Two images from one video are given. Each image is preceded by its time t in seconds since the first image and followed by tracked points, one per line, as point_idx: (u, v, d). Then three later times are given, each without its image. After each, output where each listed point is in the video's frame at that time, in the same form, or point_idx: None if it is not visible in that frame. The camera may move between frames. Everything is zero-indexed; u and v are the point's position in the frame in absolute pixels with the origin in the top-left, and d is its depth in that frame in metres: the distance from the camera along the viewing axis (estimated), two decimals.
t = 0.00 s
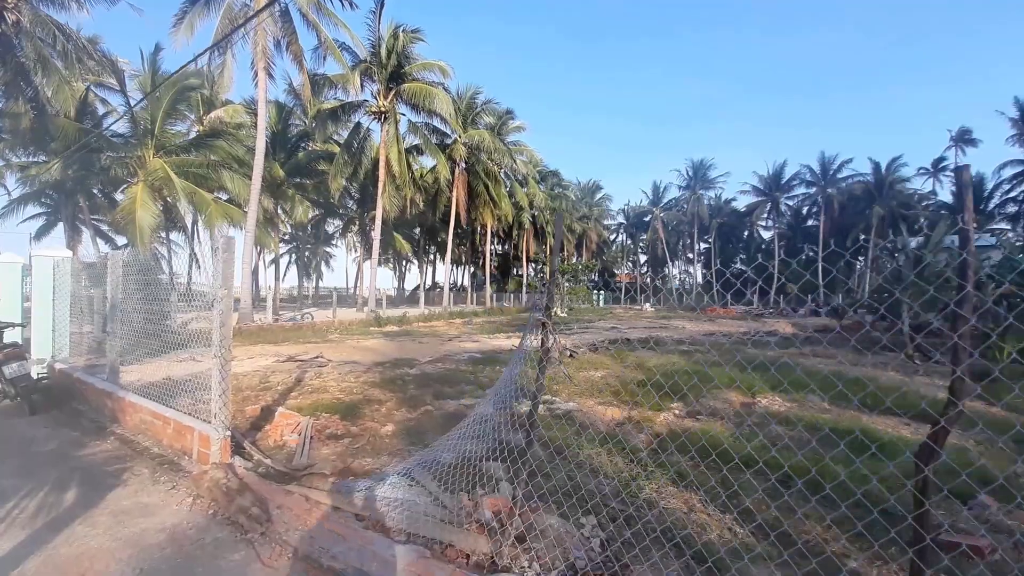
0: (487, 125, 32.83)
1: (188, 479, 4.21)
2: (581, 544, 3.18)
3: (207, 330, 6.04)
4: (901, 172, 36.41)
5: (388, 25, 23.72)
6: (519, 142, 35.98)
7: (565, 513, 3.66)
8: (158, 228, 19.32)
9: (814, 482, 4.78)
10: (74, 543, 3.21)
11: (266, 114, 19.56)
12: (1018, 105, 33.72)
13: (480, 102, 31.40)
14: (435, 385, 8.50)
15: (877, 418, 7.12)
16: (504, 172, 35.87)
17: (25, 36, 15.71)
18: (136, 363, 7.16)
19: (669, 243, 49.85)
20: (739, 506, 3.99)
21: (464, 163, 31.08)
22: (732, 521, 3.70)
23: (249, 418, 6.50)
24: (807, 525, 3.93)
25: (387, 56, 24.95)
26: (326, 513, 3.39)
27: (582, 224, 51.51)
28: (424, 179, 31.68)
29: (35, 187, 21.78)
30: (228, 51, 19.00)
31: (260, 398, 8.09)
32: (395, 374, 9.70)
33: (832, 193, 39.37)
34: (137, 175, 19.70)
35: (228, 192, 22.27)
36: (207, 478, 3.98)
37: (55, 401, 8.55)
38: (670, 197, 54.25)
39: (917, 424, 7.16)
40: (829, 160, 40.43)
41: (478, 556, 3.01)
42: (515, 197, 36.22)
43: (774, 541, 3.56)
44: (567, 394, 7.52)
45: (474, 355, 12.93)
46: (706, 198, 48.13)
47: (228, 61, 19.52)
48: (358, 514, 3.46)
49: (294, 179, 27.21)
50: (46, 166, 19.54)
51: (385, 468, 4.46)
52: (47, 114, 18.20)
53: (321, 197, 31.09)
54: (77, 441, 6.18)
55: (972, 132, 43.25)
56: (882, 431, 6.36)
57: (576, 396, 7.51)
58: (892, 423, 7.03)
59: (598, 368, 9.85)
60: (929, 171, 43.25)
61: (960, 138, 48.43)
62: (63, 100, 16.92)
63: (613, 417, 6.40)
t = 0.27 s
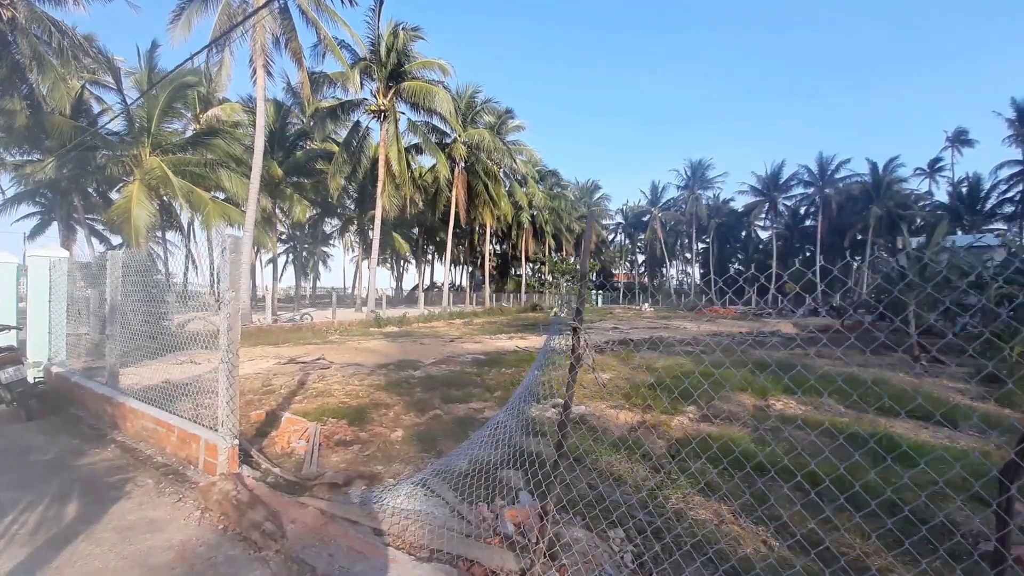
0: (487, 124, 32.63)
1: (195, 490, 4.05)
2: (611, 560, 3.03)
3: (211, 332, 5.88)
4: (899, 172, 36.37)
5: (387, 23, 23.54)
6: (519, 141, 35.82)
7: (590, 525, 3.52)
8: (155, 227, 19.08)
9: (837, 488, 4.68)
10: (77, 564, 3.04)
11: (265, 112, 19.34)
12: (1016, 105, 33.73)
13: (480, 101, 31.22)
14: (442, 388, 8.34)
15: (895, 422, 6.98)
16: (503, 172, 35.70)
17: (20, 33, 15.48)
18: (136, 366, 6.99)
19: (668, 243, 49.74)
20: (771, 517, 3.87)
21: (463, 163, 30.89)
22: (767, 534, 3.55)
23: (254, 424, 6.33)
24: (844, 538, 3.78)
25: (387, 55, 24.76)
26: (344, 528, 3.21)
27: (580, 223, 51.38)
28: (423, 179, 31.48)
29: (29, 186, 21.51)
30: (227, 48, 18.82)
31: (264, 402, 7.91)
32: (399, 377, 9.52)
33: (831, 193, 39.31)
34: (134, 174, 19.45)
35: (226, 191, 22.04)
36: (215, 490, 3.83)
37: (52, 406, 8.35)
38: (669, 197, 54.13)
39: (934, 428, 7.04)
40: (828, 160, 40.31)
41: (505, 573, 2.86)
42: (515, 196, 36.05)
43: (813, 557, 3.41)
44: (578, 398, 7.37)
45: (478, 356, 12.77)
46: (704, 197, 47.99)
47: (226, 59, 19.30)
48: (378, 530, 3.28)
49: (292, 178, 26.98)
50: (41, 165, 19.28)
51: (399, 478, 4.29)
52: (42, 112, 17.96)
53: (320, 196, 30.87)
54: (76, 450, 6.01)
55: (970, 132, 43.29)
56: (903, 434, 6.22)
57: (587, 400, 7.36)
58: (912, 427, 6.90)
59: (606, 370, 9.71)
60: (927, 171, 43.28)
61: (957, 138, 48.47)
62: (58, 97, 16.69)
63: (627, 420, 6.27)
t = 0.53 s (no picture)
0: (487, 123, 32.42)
1: (200, 501, 3.90)
2: None
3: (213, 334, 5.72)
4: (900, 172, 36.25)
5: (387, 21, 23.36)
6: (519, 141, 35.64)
7: (613, 536, 3.38)
8: (153, 227, 18.89)
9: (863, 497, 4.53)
10: None
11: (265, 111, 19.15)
12: (1016, 105, 33.64)
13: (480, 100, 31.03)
14: (448, 390, 8.18)
15: (913, 426, 6.84)
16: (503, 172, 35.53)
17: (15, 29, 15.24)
18: (136, 368, 6.83)
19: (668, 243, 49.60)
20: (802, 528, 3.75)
21: (463, 162, 30.71)
22: (801, 546, 3.42)
23: (259, 428, 6.17)
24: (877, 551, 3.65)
25: (387, 53, 24.57)
26: (358, 545, 3.06)
27: (580, 223, 51.18)
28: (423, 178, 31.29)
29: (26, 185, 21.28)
30: (226, 46, 18.65)
31: (266, 406, 7.75)
32: (403, 379, 9.36)
33: (831, 193, 39.17)
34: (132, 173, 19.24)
35: (224, 190, 21.84)
36: (221, 501, 3.68)
37: (50, 410, 8.19)
38: (669, 197, 53.96)
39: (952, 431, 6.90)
40: (828, 160, 40.09)
41: None
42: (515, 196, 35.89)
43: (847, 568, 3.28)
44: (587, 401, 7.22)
45: (481, 357, 12.60)
46: (704, 197, 47.78)
47: (225, 58, 19.10)
48: (394, 544, 3.12)
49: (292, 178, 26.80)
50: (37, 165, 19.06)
51: (411, 486, 4.13)
52: (39, 110, 17.74)
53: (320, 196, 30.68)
54: (74, 456, 5.85)
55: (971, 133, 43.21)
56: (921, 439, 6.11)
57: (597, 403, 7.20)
58: (930, 431, 6.76)
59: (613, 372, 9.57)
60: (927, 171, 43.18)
61: (956, 138, 48.40)
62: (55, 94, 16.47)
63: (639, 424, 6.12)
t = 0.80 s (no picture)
0: (489, 122, 32.19)
1: (200, 515, 3.71)
2: None
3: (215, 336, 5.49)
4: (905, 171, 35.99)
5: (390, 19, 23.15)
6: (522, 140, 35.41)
7: (644, 554, 3.18)
8: (155, 227, 18.71)
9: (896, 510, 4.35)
10: None
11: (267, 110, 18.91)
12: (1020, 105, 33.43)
13: (483, 98, 30.81)
14: (455, 392, 7.97)
15: (938, 430, 6.62)
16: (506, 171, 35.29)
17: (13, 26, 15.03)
18: (136, 372, 6.62)
19: (671, 242, 49.33)
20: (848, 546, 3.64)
21: (466, 161, 30.50)
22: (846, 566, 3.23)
23: (262, 434, 5.97)
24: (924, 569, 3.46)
25: (389, 51, 24.35)
26: (370, 564, 2.86)
27: (583, 223, 50.98)
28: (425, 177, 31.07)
29: (26, 185, 21.09)
30: (228, 44, 18.51)
31: (269, 409, 7.54)
32: (410, 381, 9.15)
33: (835, 192, 38.96)
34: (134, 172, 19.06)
35: (226, 189, 21.63)
36: (223, 515, 3.48)
37: (47, 413, 8.00)
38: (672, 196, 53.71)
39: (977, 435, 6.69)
40: (831, 159, 39.75)
41: None
42: (518, 195, 35.68)
43: None
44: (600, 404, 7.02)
45: (487, 358, 12.39)
46: (707, 197, 47.47)
47: (227, 56, 18.90)
48: (408, 562, 2.92)
49: (293, 177, 26.60)
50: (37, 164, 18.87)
51: (424, 498, 3.92)
52: (40, 109, 17.58)
53: (321, 195, 30.47)
54: (71, 464, 5.66)
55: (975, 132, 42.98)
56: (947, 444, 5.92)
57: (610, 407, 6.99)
58: (955, 435, 6.54)
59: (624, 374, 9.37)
60: (932, 171, 42.93)
61: (960, 138, 48.15)
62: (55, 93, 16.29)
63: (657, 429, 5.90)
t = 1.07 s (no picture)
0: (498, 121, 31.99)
1: (206, 531, 3.58)
2: None
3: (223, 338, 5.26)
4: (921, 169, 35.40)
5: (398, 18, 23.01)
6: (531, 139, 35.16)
7: None
8: (166, 229, 18.65)
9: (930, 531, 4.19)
10: None
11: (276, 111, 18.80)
12: None
13: (492, 97, 30.61)
14: (468, 396, 7.80)
15: (967, 437, 6.39)
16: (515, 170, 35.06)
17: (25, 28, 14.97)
18: (142, 376, 6.49)
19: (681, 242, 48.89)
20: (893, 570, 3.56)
21: (475, 161, 30.34)
22: None
23: (272, 440, 5.82)
24: None
25: (398, 51, 24.21)
26: None
27: (591, 222, 50.69)
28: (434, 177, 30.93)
29: (39, 187, 21.13)
30: (237, 44, 18.59)
31: (279, 413, 7.41)
32: (420, 384, 8.99)
33: (849, 190, 38.36)
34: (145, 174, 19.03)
35: (236, 191, 21.56)
36: (230, 531, 3.34)
37: (56, 418, 7.91)
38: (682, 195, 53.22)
39: (1011, 443, 6.42)
40: (845, 157, 39.22)
41: None
42: (527, 195, 35.44)
43: None
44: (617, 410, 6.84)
45: (498, 360, 12.21)
46: (717, 196, 47.03)
47: (236, 58, 18.80)
48: None
49: (303, 178, 26.54)
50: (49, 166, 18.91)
51: (438, 514, 3.76)
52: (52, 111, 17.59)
53: (330, 196, 30.42)
54: (76, 472, 5.55)
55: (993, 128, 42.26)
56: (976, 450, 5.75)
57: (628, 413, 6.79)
58: (986, 443, 6.31)
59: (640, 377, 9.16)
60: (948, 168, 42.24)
61: (977, 135, 47.35)
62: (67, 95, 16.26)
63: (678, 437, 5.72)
